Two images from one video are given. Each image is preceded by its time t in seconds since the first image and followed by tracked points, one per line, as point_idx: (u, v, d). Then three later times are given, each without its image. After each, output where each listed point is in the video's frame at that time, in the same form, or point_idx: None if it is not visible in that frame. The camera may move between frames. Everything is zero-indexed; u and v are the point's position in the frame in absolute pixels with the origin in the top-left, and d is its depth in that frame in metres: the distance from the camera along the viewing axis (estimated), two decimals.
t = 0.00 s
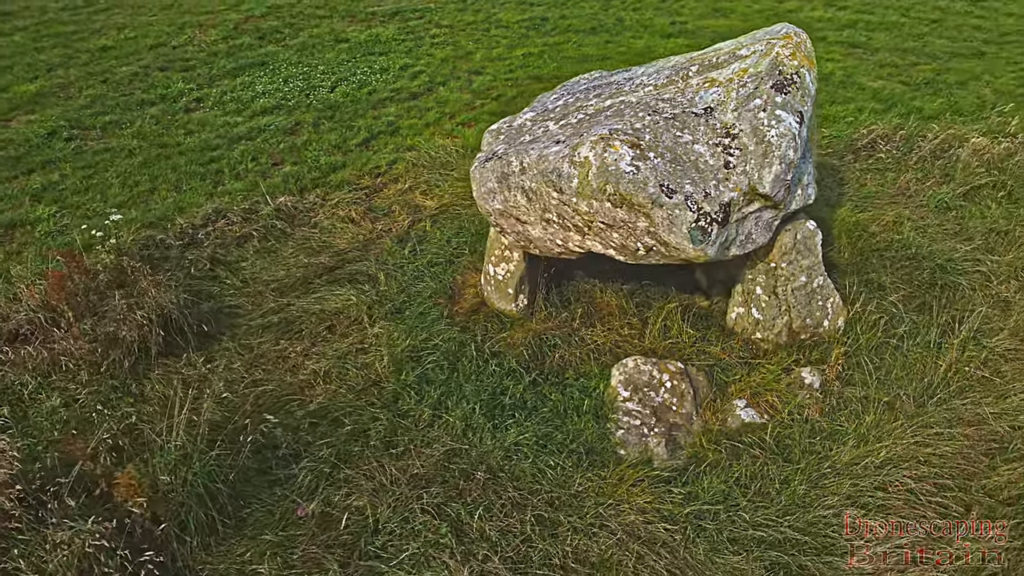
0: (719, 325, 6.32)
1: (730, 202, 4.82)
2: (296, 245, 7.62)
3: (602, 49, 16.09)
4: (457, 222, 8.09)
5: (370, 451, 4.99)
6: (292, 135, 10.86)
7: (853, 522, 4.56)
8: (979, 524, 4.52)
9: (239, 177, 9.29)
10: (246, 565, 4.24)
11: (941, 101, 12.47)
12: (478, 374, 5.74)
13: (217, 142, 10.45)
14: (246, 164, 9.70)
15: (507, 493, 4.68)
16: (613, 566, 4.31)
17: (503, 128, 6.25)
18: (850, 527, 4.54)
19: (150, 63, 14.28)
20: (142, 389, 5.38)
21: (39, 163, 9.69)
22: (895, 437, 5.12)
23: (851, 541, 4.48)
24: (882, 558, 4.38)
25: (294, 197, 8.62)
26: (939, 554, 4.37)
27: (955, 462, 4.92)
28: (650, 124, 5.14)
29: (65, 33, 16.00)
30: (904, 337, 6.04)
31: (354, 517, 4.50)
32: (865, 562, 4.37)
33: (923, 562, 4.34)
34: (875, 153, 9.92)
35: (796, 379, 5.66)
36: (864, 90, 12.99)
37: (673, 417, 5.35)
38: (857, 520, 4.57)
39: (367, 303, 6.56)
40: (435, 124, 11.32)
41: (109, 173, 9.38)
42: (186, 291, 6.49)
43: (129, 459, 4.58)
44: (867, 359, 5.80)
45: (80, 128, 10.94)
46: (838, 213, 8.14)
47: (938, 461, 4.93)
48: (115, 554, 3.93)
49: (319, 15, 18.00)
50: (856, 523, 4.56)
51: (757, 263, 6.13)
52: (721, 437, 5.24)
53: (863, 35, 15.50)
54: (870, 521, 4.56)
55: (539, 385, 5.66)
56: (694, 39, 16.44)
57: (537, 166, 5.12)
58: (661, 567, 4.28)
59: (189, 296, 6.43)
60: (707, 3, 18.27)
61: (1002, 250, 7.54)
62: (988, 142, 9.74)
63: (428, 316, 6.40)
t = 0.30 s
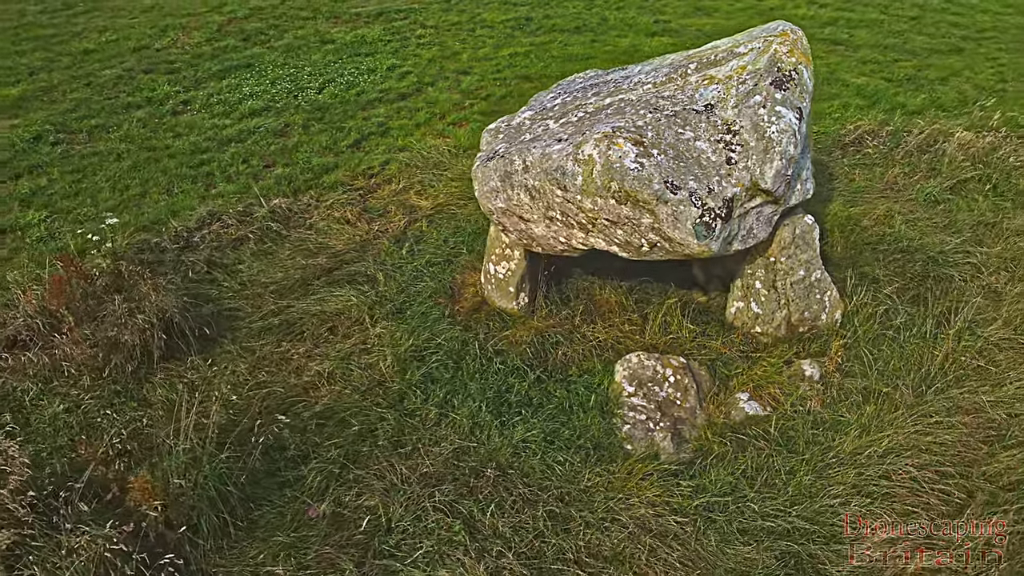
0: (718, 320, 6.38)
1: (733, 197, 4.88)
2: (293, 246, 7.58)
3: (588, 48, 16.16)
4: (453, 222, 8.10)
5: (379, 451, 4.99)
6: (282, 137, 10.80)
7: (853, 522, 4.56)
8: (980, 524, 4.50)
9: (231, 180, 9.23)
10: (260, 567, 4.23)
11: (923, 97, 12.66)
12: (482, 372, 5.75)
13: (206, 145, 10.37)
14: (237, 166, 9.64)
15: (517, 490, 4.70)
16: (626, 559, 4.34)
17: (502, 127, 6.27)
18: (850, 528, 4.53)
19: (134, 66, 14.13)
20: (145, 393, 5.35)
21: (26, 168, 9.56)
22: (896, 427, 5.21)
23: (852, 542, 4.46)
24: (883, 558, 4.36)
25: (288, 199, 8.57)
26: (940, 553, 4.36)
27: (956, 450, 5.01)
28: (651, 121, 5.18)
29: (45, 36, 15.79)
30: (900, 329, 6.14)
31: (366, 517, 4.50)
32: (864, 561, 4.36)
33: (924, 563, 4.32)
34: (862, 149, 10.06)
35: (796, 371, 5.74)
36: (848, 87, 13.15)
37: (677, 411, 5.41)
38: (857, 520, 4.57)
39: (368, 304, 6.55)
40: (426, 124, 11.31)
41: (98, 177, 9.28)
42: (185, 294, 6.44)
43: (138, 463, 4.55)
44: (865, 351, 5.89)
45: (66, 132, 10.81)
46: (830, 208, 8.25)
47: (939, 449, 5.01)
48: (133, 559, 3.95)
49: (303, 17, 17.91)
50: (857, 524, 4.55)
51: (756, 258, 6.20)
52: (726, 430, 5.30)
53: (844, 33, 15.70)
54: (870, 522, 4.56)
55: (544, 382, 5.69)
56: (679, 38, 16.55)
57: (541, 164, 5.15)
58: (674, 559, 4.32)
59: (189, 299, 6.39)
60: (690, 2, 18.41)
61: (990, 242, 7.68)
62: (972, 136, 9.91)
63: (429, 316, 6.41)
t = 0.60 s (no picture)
0: (718, 314, 6.45)
1: (736, 193, 4.93)
2: (289, 248, 7.54)
3: (574, 47, 16.21)
4: (450, 222, 8.12)
5: (388, 451, 4.99)
6: (272, 139, 10.74)
7: (852, 521, 4.56)
8: (979, 522, 4.48)
9: (223, 182, 9.16)
10: (274, 568, 4.22)
11: (906, 93, 12.85)
12: (487, 370, 5.77)
13: (196, 147, 10.28)
14: (228, 168, 9.57)
15: (528, 486, 4.73)
16: (639, 552, 4.37)
17: (500, 126, 6.29)
18: (850, 527, 4.54)
19: (118, 69, 13.97)
20: (148, 397, 5.30)
21: (12, 173, 9.42)
22: (896, 416, 5.30)
23: (852, 541, 4.46)
24: (882, 557, 4.37)
25: (282, 201, 8.53)
26: (939, 550, 4.36)
27: (956, 437, 5.11)
28: (653, 118, 5.22)
29: (25, 40, 15.57)
30: (896, 320, 6.24)
31: (379, 516, 4.51)
32: (865, 561, 4.35)
33: (923, 562, 4.32)
34: (849, 144, 10.20)
35: (797, 364, 5.82)
36: (832, 83, 13.32)
37: (681, 405, 5.46)
38: (857, 519, 4.57)
39: (369, 304, 6.55)
40: (416, 125, 11.30)
41: (88, 181, 9.17)
42: (183, 297, 6.39)
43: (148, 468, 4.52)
44: (863, 342, 5.97)
45: (52, 136, 10.67)
46: (821, 203, 8.36)
47: (939, 437, 5.10)
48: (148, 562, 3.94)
49: (287, 18, 17.80)
50: (857, 523, 4.55)
51: (755, 253, 6.27)
52: (730, 422, 5.36)
53: (826, 30, 15.89)
54: (870, 520, 4.56)
55: (548, 379, 5.72)
56: (663, 36, 16.66)
57: (544, 162, 5.18)
58: (686, 550, 4.36)
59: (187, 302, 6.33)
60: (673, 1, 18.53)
61: (978, 234, 7.82)
62: (956, 130, 10.08)
63: (430, 315, 6.41)
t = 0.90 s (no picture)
0: (717, 309, 6.51)
1: (738, 188, 5.00)
2: (286, 249, 7.51)
3: (559, 46, 16.26)
4: (446, 222, 8.13)
5: (396, 449, 4.99)
6: (262, 140, 10.68)
7: (853, 522, 4.56)
8: (979, 523, 4.49)
9: (215, 184, 9.10)
10: (289, 569, 4.22)
11: (889, 89, 13.04)
12: (491, 368, 5.79)
13: (186, 150, 10.20)
14: (220, 170, 9.50)
15: (538, 483, 4.75)
16: (651, 545, 4.41)
17: (499, 124, 6.31)
18: (850, 527, 4.53)
19: (101, 72, 13.81)
20: (152, 401, 5.26)
21: None
22: (897, 406, 5.39)
23: (852, 541, 4.46)
24: (883, 557, 4.35)
25: (276, 202, 8.49)
26: (943, 537, 4.43)
27: (955, 425, 5.21)
28: (654, 116, 5.27)
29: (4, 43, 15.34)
30: (892, 312, 6.35)
31: (391, 515, 4.51)
32: (866, 561, 4.34)
33: (924, 563, 4.32)
34: (837, 140, 10.33)
35: (797, 357, 5.90)
36: (816, 80, 13.48)
37: (685, 399, 5.51)
38: (857, 520, 4.57)
39: (369, 304, 6.54)
40: (407, 125, 11.29)
41: (77, 185, 9.06)
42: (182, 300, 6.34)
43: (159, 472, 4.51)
44: (861, 334, 6.06)
45: (38, 140, 10.53)
46: (812, 198, 8.47)
47: (939, 425, 5.20)
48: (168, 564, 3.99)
49: (270, 20, 17.69)
50: (857, 523, 4.55)
51: (753, 247, 6.33)
52: (734, 415, 5.43)
53: (808, 28, 16.07)
54: (870, 521, 4.56)
55: (553, 375, 5.75)
56: (648, 35, 16.76)
57: (547, 160, 5.21)
58: (698, 541, 4.40)
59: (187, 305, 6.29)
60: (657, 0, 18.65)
61: (967, 227, 7.96)
62: (941, 125, 10.25)
63: (432, 314, 6.42)
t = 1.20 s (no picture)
0: (715, 303, 6.58)
1: (740, 182, 5.06)
2: (283, 251, 7.48)
3: (545, 45, 16.30)
4: (442, 221, 8.13)
5: (406, 448, 5.00)
6: (253, 142, 10.62)
7: (852, 521, 4.55)
8: (979, 523, 4.45)
9: (207, 187, 9.04)
10: (304, 568, 4.21)
11: (873, 84, 13.21)
12: (496, 366, 5.82)
13: (175, 152, 10.11)
14: (211, 172, 9.44)
15: (548, 477, 4.79)
16: (663, 536, 4.45)
17: (498, 122, 6.33)
18: (850, 527, 4.52)
19: (85, 75, 13.65)
20: (156, 405, 5.23)
21: None
22: (897, 395, 5.48)
23: (852, 541, 4.44)
24: (882, 557, 4.34)
25: (271, 204, 8.45)
26: (949, 522, 4.49)
27: (955, 412, 5.31)
28: (656, 112, 5.32)
29: None
30: (888, 303, 6.45)
31: (404, 513, 4.52)
32: (866, 561, 4.33)
33: (923, 562, 4.29)
34: (825, 135, 10.46)
35: (797, 349, 5.98)
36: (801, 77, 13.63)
37: (689, 392, 5.57)
38: (856, 519, 4.56)
39: (371, 304, 6.53)
40: (397, 125, 11.27)
41: (67, 189, 8.96)
42: (182, 302, 6.30)
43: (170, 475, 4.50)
44: (859, 325, 6.15)
45: (23, 145, 10.39)
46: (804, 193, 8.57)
47: (939, 413, 5.30)
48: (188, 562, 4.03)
49: (254, 21, 17.57)
50: (857, 523, 4.54)
51: (752, 242, 6.40)
52: (738, 407, 5.50)
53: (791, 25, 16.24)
54: (870, 521, 4.54)
55: (557, 371, 5.78)
56: (633, 33, 16.85)
57: (550, 157, 5.24)
58: (709, 531, 4.45)
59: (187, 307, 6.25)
60: None
61: (956, 219, 8.10)
62: (926, 119, 10.41)
63: (433, 313, 6.43)
